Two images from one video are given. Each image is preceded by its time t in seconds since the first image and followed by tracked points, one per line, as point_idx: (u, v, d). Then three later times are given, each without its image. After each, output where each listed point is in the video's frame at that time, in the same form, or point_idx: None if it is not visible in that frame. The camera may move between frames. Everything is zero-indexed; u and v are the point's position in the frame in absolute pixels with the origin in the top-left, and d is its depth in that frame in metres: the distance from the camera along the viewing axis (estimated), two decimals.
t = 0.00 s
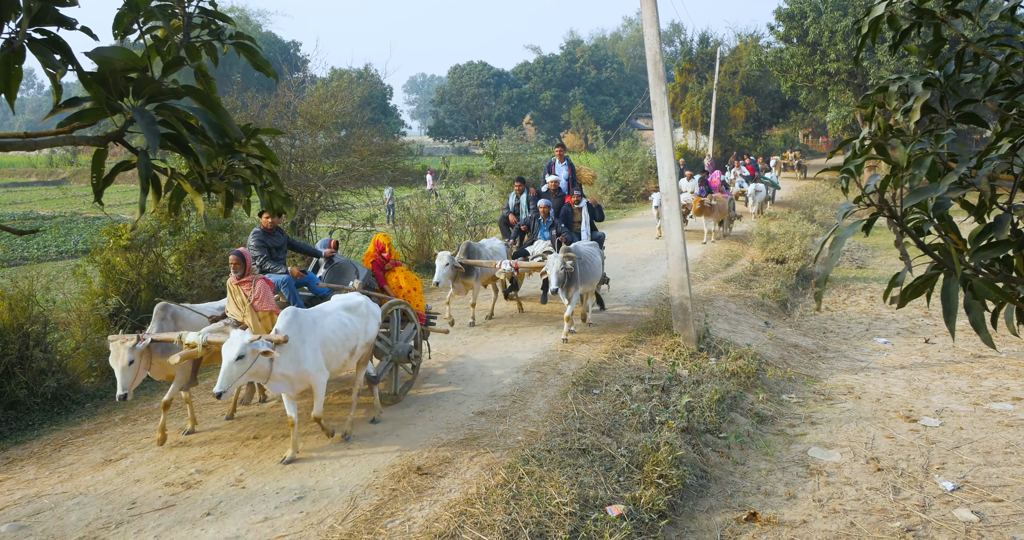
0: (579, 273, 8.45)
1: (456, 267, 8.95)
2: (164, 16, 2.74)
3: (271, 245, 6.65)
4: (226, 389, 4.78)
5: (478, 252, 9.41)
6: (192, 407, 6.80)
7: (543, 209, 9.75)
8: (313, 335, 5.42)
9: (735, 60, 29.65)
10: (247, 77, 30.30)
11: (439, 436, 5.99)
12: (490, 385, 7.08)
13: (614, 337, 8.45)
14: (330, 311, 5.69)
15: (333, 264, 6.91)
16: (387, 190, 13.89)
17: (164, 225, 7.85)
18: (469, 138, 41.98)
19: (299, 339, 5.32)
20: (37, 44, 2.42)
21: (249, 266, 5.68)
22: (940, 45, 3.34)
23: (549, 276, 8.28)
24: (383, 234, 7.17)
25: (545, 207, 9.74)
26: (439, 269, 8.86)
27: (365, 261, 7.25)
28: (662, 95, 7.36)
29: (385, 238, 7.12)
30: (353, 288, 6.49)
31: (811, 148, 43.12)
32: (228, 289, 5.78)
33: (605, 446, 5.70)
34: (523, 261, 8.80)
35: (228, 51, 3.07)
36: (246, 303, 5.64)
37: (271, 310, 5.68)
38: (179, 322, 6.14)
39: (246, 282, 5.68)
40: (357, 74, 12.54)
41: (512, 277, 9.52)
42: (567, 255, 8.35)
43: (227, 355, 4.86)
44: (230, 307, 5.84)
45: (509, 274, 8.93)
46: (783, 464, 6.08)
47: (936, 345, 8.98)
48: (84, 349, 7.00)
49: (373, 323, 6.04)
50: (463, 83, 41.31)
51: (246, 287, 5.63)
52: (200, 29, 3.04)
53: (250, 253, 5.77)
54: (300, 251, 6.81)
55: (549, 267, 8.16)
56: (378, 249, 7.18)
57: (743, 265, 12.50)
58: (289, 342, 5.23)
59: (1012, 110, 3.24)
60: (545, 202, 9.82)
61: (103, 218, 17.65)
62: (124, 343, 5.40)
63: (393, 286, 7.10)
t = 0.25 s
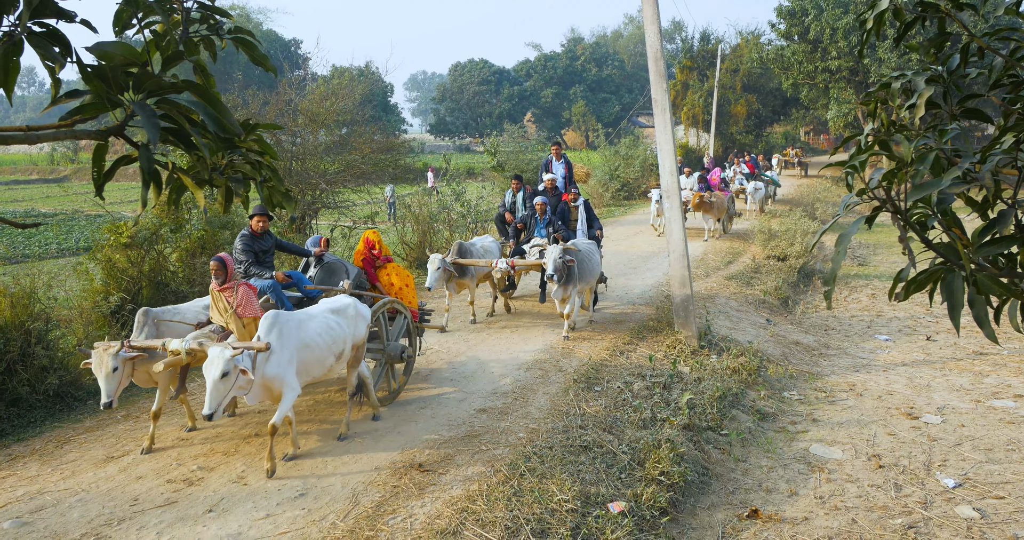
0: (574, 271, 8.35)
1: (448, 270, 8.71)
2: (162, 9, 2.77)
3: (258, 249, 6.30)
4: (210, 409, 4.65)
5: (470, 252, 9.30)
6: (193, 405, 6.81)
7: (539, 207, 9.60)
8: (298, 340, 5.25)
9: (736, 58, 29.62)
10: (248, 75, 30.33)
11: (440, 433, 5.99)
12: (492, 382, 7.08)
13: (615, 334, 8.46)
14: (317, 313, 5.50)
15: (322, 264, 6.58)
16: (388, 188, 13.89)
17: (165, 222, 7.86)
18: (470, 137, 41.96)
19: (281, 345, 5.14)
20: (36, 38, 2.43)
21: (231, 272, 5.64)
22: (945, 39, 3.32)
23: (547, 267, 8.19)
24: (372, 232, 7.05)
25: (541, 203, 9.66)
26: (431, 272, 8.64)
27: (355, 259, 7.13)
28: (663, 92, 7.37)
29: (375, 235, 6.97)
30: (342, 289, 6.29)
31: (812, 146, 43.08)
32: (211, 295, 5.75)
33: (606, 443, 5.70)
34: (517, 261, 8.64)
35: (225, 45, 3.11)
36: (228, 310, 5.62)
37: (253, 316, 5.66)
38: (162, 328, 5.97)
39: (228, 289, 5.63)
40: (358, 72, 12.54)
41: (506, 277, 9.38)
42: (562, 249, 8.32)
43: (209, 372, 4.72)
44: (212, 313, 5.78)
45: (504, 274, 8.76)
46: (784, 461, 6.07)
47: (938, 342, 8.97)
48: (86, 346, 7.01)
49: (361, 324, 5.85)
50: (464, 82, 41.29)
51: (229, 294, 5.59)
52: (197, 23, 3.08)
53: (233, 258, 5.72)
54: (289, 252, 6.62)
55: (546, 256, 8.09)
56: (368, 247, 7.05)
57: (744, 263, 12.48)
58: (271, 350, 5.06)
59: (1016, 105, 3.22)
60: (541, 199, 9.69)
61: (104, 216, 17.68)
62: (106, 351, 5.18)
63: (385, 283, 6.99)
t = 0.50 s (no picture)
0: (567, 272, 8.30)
1: (439, 268, 8.56)
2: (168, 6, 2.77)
3: (244, 249, 6.22)
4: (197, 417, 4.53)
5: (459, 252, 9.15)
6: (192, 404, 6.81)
7: (534, 207, 9.37)
8: (281, 345, 5.13)
9: (736, 57, 29.61)
10: (248, 73, 30.34)
11: (439, 433, 5.99)
12: (491, 382, 7.08)
13: (614, 334, 8.46)
14: (300, 317, 5.38)
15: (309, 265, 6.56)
16: (388, 187, 13.90)
17: (165, 221, 7.86)
18: (470, 135, 41.93)
19: (264, 349, 5.03)
20: (40, 34, 2.42)
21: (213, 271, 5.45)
22: (944, 39, 3.31)
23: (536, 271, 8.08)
24: (362, 232, 6.89)
25: (537, 203, 9.35)
26: (421, 269, 8.46)
27: (345, 262, 6.99)
28: (663, 92, 7.36)
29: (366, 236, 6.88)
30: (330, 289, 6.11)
31: (812, 145, 43.06)
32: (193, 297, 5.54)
33: (605, 443, 5.70)
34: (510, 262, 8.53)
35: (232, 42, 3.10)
36: (210, 311, 5.40)
37: (236, 315, 5.42)
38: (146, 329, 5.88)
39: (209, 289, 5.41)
40: (358, 71, 12.53)
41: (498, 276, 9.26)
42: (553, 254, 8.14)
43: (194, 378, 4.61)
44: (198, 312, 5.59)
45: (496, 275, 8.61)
46: (783, 462, 6.08)
47: (937, 343, 8.98)
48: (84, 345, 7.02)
49: (348, 327, 5.73)
50: (464, 80, 41.26)
51: (210, 294, 5.36)
52: (204, 20, 3.08)
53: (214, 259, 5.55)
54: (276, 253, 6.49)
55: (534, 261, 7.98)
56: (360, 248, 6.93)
57: (744, 263, 12.49)
58: (253, 355, 4.95)
59: (1016, 105, 3.21)
60: (537, 199, 9.43)
61: (103, 215, 17.68)
62: (78, 346, 5.06)
63: (376, 286, 6.89)
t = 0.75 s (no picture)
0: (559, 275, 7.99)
1: (431, 271, 8.38)
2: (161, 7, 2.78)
3: (226, 249, 6.17)
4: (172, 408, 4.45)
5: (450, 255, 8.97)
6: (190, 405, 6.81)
7: (528, 209, 9.28)
8: (265, 348, 5.04)
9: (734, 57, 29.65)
10: (246, 74, 30.35)
11: (438, 433, 5.99)
12: (489, 382, 7.08)
13: (613, 333, 8.46)
14: (285, 322, 5.30)
15: (293, 268, 6.53)
16: (387, 187, 13.91)
17: (163, 222, 7.86)
18: (469, 136, 41.93)
19: (247, 353, 4.93)
20: (34, 36, 2.43)
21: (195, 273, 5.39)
22: (937, 42, 3.31)
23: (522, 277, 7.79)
24: (355, 234, 6.82)
25: (529, 204, 9.26)
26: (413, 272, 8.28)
27: (333, 262, 6.99)
28: (660, 92, 7.36)
29: (354, 237, 6.82)
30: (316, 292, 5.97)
31: (811, 145, 43.10)
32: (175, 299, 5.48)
33: (603, 443, 5.70)
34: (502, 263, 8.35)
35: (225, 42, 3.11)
36: (192, 313, 5.36)
37: (219, 318, 5.39)
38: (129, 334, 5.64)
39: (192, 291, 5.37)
40: (356, 72, 12.53)
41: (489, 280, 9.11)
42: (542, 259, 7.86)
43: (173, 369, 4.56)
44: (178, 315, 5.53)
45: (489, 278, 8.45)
46: (782, 461, 6.08)
47: (935, 342, 8.99)
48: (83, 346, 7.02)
49: (334, 332, 5.63)
50: (463, 80, 41.26)
51: (192, 297, 5.32)
52: (197, 21, 3.08)
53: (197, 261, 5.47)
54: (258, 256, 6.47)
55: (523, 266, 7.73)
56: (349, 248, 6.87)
57: (742, 262, 12.49)
58: (236, 358, 4.85)
59: (1009, 107, 3.21)
60: (529, 201, 9.32)
61: (101, 216, 17.67)
62: (51, 358, 4.99)
63: (360, 290, 6.87)
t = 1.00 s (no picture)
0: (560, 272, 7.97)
1: (434, 273, 8.20)
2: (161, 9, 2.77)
3: (216, 248, 6.02)
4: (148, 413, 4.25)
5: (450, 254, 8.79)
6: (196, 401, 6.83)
7: (525, 207, 9.20)
8: (252, 353, 4.88)
9: (739, 54, 29.57)
10: (251, 71, 30.40)
11: (442, 430, 5.99)
12: (494, 379, 7.08)
13: (617, 331, 8.46)
14: (274, 326, 5.14)
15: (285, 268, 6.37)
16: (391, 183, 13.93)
17: (168, 219, 7.88)
18: (473, 133, 41.92)
19: (233, 357, 4.77)
20: (37, 38, 2.42)
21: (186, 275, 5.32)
22: (942, 41, 3.29)
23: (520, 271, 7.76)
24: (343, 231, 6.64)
25: (527, 203, 9.16)
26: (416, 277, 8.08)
27: (325, 261, 6.78)
28: (665, 89, 7.34)
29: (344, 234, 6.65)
30: (308, 294, 5.79)
31: (816, 142, 42.99)
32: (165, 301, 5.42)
33: (608, 440, 5.70)
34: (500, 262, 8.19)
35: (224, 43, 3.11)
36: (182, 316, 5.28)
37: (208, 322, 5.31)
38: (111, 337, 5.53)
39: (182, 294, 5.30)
40: (361, 68, 12.53)
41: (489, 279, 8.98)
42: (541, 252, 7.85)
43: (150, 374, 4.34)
44: (165, 317, 5.44)
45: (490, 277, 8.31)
46: (786, 459, 6.07)
47: (940, 339, 8.96)
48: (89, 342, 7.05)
49: (326, 339, 5.46)
50: (467, 78, 41.23)
51: (183, 299, 5.25)
52: (197, 22, 3.08)
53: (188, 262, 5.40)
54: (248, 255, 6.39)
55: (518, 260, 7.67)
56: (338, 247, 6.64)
57: (747, 260, 12.46)
58: (222, 363, 4.69)
59: (1015, 107, 3.18)
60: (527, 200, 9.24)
61: (107, 213, 17.72)
62: (30, 357, 4.84)
63: (353, 287, 6.59)
